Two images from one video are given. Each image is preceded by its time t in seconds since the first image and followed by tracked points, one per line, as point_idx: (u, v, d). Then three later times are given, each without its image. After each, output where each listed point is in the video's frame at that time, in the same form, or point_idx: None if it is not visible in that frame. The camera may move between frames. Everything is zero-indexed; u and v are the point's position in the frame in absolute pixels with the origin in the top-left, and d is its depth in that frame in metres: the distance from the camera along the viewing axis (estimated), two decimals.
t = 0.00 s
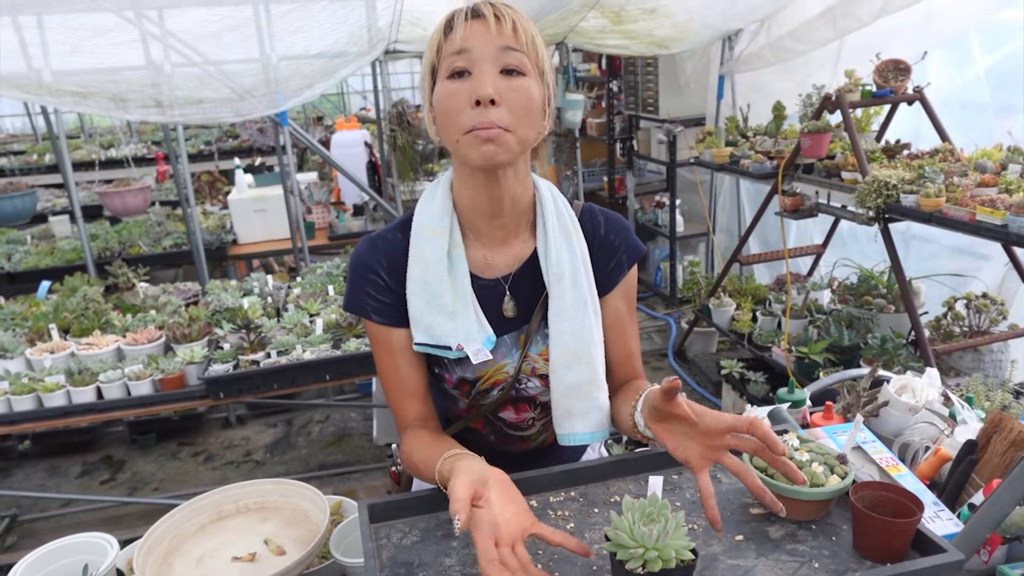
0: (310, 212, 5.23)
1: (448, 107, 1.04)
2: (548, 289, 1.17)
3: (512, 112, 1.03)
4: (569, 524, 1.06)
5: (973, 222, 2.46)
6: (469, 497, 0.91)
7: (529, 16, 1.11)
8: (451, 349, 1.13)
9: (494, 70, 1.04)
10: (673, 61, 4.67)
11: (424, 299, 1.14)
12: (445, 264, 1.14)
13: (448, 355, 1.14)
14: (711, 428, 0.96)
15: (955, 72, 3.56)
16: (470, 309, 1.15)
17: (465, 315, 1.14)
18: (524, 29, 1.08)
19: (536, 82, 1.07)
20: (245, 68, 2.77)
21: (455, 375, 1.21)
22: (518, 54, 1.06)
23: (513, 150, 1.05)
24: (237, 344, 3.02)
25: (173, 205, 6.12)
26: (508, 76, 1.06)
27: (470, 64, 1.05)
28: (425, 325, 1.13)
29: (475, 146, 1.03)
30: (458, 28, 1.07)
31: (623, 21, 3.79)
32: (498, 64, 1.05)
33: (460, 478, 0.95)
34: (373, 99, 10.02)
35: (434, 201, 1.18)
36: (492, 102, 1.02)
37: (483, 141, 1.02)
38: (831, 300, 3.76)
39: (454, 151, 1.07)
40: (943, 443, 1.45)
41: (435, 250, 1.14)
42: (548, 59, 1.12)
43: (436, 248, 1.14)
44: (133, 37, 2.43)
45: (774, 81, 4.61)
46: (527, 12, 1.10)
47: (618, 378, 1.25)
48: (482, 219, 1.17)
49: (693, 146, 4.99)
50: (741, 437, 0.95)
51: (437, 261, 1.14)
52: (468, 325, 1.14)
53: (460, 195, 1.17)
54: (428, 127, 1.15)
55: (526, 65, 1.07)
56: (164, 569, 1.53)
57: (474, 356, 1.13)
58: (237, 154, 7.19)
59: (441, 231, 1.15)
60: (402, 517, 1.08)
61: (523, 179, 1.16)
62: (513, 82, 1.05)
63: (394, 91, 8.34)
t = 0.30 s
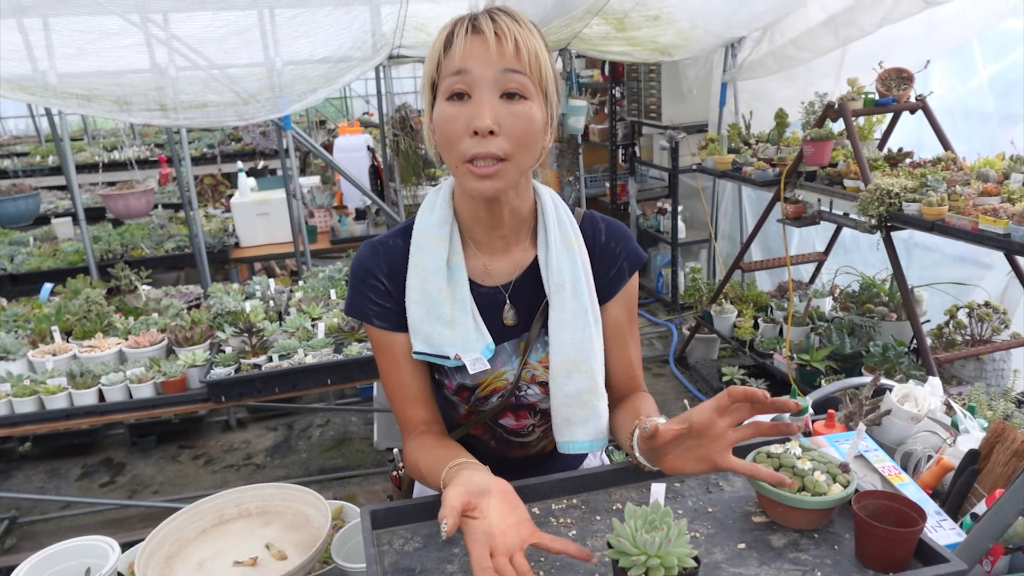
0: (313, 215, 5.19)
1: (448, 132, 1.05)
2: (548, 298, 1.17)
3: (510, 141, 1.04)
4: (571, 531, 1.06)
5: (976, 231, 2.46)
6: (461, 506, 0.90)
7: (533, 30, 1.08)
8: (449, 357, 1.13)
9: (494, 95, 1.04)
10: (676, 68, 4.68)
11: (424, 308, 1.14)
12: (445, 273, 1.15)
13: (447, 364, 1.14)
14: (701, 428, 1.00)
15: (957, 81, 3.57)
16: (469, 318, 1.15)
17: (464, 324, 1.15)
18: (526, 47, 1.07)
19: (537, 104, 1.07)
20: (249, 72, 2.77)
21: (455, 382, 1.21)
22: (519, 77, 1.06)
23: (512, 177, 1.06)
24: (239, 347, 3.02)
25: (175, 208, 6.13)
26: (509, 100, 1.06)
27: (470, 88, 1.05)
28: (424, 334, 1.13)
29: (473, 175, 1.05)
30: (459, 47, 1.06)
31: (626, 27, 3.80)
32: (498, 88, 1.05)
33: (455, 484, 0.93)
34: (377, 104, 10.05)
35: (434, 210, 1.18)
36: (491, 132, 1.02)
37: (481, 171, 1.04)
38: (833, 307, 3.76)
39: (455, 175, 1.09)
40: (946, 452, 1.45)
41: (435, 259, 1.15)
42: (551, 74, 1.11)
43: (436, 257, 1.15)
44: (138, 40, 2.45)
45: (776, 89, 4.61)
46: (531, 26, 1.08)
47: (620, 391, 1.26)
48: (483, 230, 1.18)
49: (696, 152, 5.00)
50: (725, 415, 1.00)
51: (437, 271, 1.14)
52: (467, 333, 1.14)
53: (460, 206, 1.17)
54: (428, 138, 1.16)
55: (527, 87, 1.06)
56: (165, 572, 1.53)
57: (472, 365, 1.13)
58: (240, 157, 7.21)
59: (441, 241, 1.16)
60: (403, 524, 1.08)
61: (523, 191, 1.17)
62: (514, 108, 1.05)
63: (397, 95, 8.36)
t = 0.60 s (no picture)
0: (315, 218, 5.21)
1: (445, 154, 1.04)
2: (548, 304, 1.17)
3: (508, 165, 1.03)
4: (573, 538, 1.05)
5: (980, 238, 2.45)
6: (456, 518, 0.89)
7: (533, 46, 1.04)
8: (447, 366, 1.12)
9: (491, 119, 1.03)
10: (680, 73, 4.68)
11: (421, 316, 1.13)
12: (441, 281, 1.14)
13: (445, 372, 1.14)
14: (689, 454, 0.98)
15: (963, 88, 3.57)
16: (467, 325, 1.14)
17: (462, 332, 1.14)
18: (526, 67, 1.03)
19: (536, 125, 1.05)
20: (253, 73, 2.76)
21: (454, 387, 1.20)
22: (518, 100, 1.03)
23: (509, 197, 1.07)
24: (240, 349, 3.02)
25: (178, 208, 6.13)
26: (507, 121, 1.04)
27: (468, 110, 1.03)
28: (421, 342, 1.13)
29: (470, 198, 1.06)
30: (456, 65, 1.02)
31: (631, 31, 3.80)
32: (496, 111, 1.03)
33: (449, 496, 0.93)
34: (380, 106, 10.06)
35: (432, 216, 1.18)
36: (488, 158, 1.02)
37: (478, 196, 1.05)
38: (835, 314, 3.75)
39: (452, 191, 1.09)
40: (950, 461, 1.44)
41: (432, 267, 1.14)
42: (551, 88, 1.08)
43: (433, 265, 1.15)
44: (142, 40, 2.46)
45: (781, 95, 4.61)
46: (531, 43, 1.04)
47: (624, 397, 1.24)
48: (482, 239, 1.18)
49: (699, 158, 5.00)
50: (703, 432, 0.98)
51: (433, 279, 1.14)
52: (465, 342, 1.13)
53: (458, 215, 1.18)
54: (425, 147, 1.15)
55: (526, 109, 1.04)
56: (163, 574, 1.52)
57: (469, 373, 1.12)
58: (242, 158, 7.22)
59: (438, 248, 1.15)
60: (402, 529, 1.07)
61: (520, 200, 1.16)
62: (512, 132, 1.03)
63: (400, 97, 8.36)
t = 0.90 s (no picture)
0: (319, 215, 5.17)
1: (444, 148, 1.04)
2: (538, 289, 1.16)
3: (508, 157, 1.04)
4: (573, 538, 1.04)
5: (986, 240, 2.43)
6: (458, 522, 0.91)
7: (526, 38, 1.03)
8: (438, 350, 1.11)
9: (490, 112, 1.02)
10: (684, 71, 4.67)
11: (411, 302, 1.12)
12: (432, 267, 1.13)
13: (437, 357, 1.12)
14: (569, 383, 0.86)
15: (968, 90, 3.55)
16: (458, 310, 1.13)
17: (453, 316, 1.13)
18: (521, 59, 1.03)
19: (531, 115, 1.06)
20: (258, 70, 2.76)
21: (447, 373, 1.18)
22: (515, 92, 1.03)
23: (509, 186, 1.08)
24: (242, 346, 3.03)
25: (182, 205, 6.15)
26: (505, 114, 1.04)
27: (465, 104, 1.02)
28: (413, 327, 1.12)
29: (472, 190, 1.06)
30: (452, 60, 1.00)
31: (636, 30, 3.79)
32: (494, 104, 1.02)
33: (454, 500, 0.96)
34: (385, 103, 10.07)
35: (423, 205, 1.17)
36: (490, 151, 1.02)
37: (481, 188, 1.05)
38: (839, 314, 3.73)
39: (451, 182, 1.09)
40: (955, 464, 1.44)
41: (422, 254, 1.13)
42: (543, 76, 1.08)
43: (423, 252, 1.14)
44: (147, 37, 2.45)
45: (786, 94, 4.60)
46: (523, 34, 1.03)
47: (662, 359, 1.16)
48: (474, 227, 1.17)
49: (703, 157, 4.98)
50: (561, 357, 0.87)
51: (424, 265, 1.13)
52: (456, 326, 1.12)
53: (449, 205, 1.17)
54: (417, 141, 1.13)
55: (523, 101, 1.04)
56: (163, 571, 1.52)
57: (460, 357, 1.11)
58: (247, 155, 7.23)
59: (429, 235, 1.15)
60: (402, 529, 1.07)
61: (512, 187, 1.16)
62: (511, 124, 1.03)
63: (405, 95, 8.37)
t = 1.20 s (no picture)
0: (322, 215, 5.13)
1: (441, 151, 1.04)
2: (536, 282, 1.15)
3: (505, 157, 1.05)
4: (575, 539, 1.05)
5: (991, 243, 2.42)
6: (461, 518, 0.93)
7: (515, 38, 1.03)
8: (435, 345, 1.10)
9: (485, 115, 1.02)
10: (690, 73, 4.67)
11: (410, 298, 1.12)
12: (430, 263, 1.14)
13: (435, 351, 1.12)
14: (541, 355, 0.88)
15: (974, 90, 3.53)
16: (455, 304, 1.12)
17: (450, 311, 1.12)
18: (512, 60, 1.03)
19: (525, 114, 1.06)
20: (264, 70, 2.77)
21: (447, 368, 1.18)
22: (508, 94, 1.03)
23: (506, 184, 1.09)
24: (247, 345, 3.03)
25: (187, 205, 6.17)
26: (499, 115, 1.04)
27: (459, 107, 1.02)
28: (411, 322, 1.11)
29: (471, 190, 1.07)
30: (444, 65, 1.00)
31: (641, 31, 3.79)
32: (488, 106, 1.02)
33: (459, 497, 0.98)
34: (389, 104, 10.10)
35: (421, 202, 1.18)
36: (487, 153, 1.02)
37: (479, 189, 1.06)
38: (844, 317, 3.72)
39: (449, 184, 1.10)
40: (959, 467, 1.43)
41: (420, 250, 1.14)
42: (533, 74, 1.08)
43: (421, 248, 1.14)
44: (154, 37, 2.46)
45: (792, 96, 4.59)
46: (513, 35, 1.03)
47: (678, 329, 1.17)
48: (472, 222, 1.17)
49: (708, 159, 4.97)
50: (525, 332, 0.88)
51: (422, 261, 1.13)
52: (453, 320, 1.12)
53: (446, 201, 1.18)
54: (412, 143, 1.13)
55: (516, 100, 1.04)
56: (167, 569, 1.53)
57: (458, 352, 1.10)
58: (252, 155, 7.25)
59: (426, 231, 1.15)
60: (405, 527, 1.07)
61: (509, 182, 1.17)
62: (505, 126, 1.03)
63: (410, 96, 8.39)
